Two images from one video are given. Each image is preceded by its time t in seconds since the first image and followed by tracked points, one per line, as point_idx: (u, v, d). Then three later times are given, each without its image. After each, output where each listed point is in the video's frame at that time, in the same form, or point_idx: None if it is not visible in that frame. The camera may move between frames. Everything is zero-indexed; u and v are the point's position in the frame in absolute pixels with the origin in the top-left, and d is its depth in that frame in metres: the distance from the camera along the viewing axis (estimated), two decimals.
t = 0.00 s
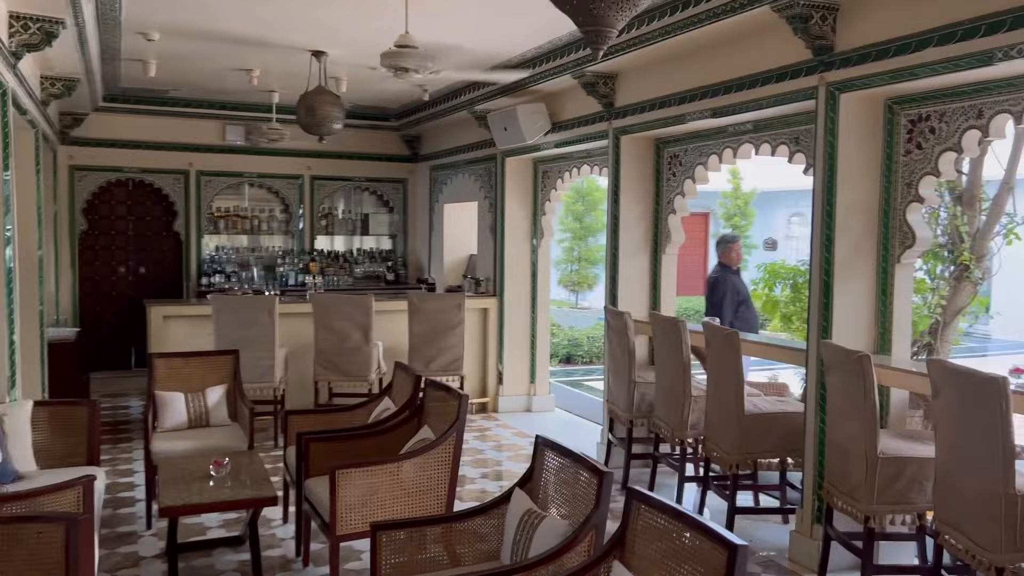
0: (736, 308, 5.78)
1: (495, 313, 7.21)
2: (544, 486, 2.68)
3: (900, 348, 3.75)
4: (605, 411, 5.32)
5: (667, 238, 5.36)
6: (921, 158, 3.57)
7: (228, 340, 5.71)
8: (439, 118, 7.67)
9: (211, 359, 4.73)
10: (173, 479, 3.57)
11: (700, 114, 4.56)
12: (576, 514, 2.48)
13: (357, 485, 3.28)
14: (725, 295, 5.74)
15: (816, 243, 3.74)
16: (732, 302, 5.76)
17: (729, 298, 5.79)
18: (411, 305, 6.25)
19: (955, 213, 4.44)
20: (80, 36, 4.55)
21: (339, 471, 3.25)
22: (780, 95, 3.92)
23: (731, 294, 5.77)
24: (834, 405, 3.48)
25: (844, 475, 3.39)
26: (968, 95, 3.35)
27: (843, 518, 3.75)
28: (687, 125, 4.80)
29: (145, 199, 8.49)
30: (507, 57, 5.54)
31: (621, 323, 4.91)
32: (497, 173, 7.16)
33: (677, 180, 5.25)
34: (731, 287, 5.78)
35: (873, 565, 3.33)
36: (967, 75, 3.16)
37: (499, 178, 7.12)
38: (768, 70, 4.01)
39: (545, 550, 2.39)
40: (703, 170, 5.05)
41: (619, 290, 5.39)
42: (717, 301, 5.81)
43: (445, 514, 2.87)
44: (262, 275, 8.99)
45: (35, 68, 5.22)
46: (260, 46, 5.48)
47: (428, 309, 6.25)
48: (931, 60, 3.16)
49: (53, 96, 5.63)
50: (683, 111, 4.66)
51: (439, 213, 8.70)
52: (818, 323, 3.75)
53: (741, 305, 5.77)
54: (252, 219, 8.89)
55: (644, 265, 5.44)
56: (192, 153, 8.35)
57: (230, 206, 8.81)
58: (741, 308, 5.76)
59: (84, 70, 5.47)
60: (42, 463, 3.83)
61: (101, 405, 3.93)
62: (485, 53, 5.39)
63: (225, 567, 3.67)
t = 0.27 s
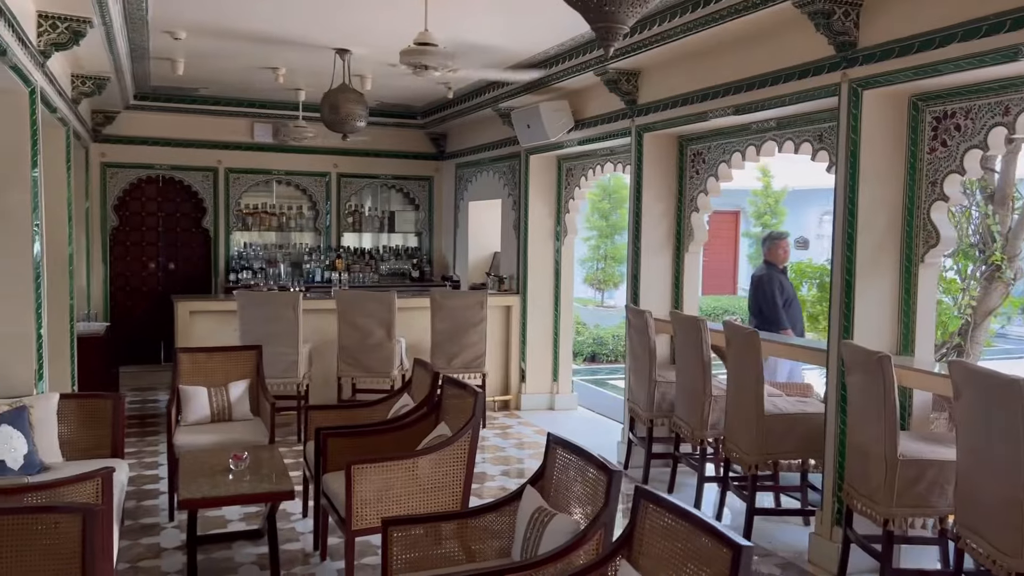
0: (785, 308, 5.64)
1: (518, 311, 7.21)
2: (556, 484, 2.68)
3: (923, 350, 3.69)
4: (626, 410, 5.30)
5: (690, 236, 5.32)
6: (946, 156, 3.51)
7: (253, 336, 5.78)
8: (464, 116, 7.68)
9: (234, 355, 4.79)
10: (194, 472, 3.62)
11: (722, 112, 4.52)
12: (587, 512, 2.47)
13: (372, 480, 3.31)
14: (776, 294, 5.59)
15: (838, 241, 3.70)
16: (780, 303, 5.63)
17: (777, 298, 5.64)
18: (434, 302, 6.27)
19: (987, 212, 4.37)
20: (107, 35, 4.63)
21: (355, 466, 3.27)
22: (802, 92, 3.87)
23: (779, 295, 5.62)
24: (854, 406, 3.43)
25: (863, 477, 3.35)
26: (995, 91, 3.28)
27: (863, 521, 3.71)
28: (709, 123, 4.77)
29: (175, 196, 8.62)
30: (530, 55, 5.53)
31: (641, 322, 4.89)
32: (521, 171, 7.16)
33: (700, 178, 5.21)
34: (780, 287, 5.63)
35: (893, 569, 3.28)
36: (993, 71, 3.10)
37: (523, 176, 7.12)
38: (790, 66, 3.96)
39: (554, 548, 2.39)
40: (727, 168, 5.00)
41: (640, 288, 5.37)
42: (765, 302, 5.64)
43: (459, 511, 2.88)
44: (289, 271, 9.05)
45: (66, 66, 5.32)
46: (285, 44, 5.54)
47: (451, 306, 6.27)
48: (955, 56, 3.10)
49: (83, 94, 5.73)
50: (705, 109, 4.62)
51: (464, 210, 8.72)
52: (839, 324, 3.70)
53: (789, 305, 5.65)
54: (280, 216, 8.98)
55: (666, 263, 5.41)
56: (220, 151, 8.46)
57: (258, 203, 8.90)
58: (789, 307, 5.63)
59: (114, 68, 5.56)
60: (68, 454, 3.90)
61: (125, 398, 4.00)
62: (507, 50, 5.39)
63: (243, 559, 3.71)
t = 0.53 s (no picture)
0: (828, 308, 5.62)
1: (534, 308, 7.22)
2: (566, 480, 2.68)
3: (941, 349, 3.65)
4: (641, 407, 5.29)
5: (707, 233, 5.29)
6: (965, 152, 3.47)
7: (271, 331, 5.82)
8: (482, 113, 7.69)
9: (251, 349, 4.84)
10: (210, 465, 3.66)
11: (739, 108, 4.49)
12: (596, 509, 2.48)
13: (384, 475, 3.32)
14: (823, 295, 5.56)
15: (854, 239, 3.66)
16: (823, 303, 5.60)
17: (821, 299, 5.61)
18: (450, 298, 6.29)
19: (1010, 211, 4.21)
20: (127, 32, 4.68)
21: (367, 461, 3.29)
22: (820, 88, 3.84)
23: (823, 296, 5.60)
24: (870, 404, 3.40)
25: (878, 477, 3.32)
26: (1015, 87, 3.24)
27: (878, 521, 3.68)
28: (726, 119, 4.74)
29: (196, 192, 8.71)
30: (547, 51, 5.52)
31: (657, 319, 4.87)
32: (538, 167, 7.16)
33: (717, 175, 5.18)
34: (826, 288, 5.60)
35: (907, 569, 3.25)
36: (1013, 66, 3.05)
37: (540, 172, 7.11)
38: (808, 62, 3.93)
39: (563, 543, 2.39)
40: (744, 164, 4.97)
41: (656, 285, 5.35)
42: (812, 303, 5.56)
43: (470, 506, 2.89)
44: (308, 267, 9.09)
45: (87, 64, 5.38)
46: (303, 41, 5.57)
47: (467, 302, 6.28)
48: (974, 51, 3.07)
49: (105, 91, 5.79)
50: (722, 105, 4.59)
51: (482, 207, 8.72)
52: (855, 322, 3.67)
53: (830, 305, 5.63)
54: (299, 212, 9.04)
55: (683, 260, 5.39)
56: (241, 147, 8.53)
57: (278, 199, 8.95)
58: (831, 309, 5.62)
59: (135, 66, 5.62)
60: (87, 447, 3.96)
61: (143, 391, 4.05)
62: (524, 46, 5.39)
63: (258, 552, 3.75)
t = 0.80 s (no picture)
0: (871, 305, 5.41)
1: (548, 305, 7.21)
2: (577, 478, 2.68)
3: (957, 347, 3.61)
4: (654, 405, 5.27)
5: (721, 230, 5.26)
6: (983, 149, 3.44)
7: (285, 328, 5.85)
8: (496, 110, 7.68)
9: (265, 345, 4.86)
10: (223, 460, 3.68)
11: (753, 104, 4.47)
12: (605, 506, 2.47)
13: (396, 471, 3.33)
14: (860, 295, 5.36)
15: (869, 236, 3.63)
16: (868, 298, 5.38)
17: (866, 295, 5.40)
18: (463, 295, 6.29)
19: None
20: (143, 30, 4.71)
21: (379, 457, 3.30)
22: (835, 84, 3.81)
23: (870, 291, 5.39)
24: (884, 403, 3.38)
25: (892, 476, 3.30)
26: None
27: (892, 520, 3.65)
28: (741, 115, 4.71)
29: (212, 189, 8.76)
30: (561, 48, 5.51)
31: (670, 317, 4.86)
32: (552, 164, 7.15)
33: (732, 172, 5.15)
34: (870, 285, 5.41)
35: (922, 569, 3.22)
36: None
37: (554, 170, 7.10)
38: (823, 58, 3.90)
39: (572, 540, 2.39)
40: (759, 161, 4.95)
41: (670, 283, 5.33)
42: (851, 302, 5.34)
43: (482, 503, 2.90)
44: (323, 264, 9.12)
45: (104, 61, 5.42)
46: (317, 38, 5.59)
47: (481, 300, 6.28)
48: (991, 47, 3.03)
49: (121, 88, 5.83)
50: (736, 101, 4.57)
51: (496, 204, 8.72)
52: (870, 320, 3.64)
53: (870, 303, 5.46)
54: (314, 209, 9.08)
55: (697, 257, 5.36)
56: (256, 144, 8.57)
57: (293, 196, 8.97)
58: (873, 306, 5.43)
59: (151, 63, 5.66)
60: (103, 441, 3.99)
61: (158, 387, 4.08)
62: (537, 43, 5.38)
63: (271, 547, 3.77)
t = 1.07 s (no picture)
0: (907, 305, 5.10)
1: (557, 303, 7.21)
2: (584, 476, 2.68)
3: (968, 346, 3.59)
4: (664, 403, 5.26)
5: (731, 228, 5.24)
6: (995, 146, 3.41)
7: (295, 325, 5.86)
8: (506, 107, 7.67)
9: (275, 343, 4.88)
10: (233, 458, 3.70)
11: (764, 101, 4.45)
12: (612, 505, 2.47)
13: (404, 468, 3.34)
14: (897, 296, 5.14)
15: (880, 234, 3.61)
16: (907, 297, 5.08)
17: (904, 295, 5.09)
18: (473, 293, 6.29)
19: None
20: (154, 29, 4.74)
21: (387, 454, 3.31)
22: (845, 81, 3.78)
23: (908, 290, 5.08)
24: (895, 402, 3.35)
25: (902, 475, 3.28)
26: None
27: (902, 520, 3.64)
28: (751, 113, 4.69)
29: (223, 187, 8.79)
30: (570, 46, 5.50)
31: (679, 315, 4.84)
32: (562, 162, 7.14)
33: (742, 169, 5.13)
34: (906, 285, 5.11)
35: (932, 569, 3.21)
36: None
37: (564, 168, 7.09)
38: (834, 55, 3.87)
39: (579, 539, 2.39)
40: (769, 159, 4.92)
41: (680, 281, 5.31)
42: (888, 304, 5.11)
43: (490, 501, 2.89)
44: (333, 262, 9.14)
45: (115, 60, 5.45)
46: (327, 37, 5.60)
47: (490, 298, 6.28)
48: (1003, 43, 3.00)
49: (133, 87, 5.86)
50: (746, 99, 4.55)
51: (506, 202, 8.72)
52: (880, 319, 3.62)
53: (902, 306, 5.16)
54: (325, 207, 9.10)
55: (707, 255, 5.34)
56: (267, 143, 8.59)
57: (304, 194, 8.99)
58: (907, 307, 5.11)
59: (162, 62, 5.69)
60: (114, 438, 4.02)
61: (169, 384, 4.10)
62: (547, 41, 5.37)
63: (280, 544, 3.79)
